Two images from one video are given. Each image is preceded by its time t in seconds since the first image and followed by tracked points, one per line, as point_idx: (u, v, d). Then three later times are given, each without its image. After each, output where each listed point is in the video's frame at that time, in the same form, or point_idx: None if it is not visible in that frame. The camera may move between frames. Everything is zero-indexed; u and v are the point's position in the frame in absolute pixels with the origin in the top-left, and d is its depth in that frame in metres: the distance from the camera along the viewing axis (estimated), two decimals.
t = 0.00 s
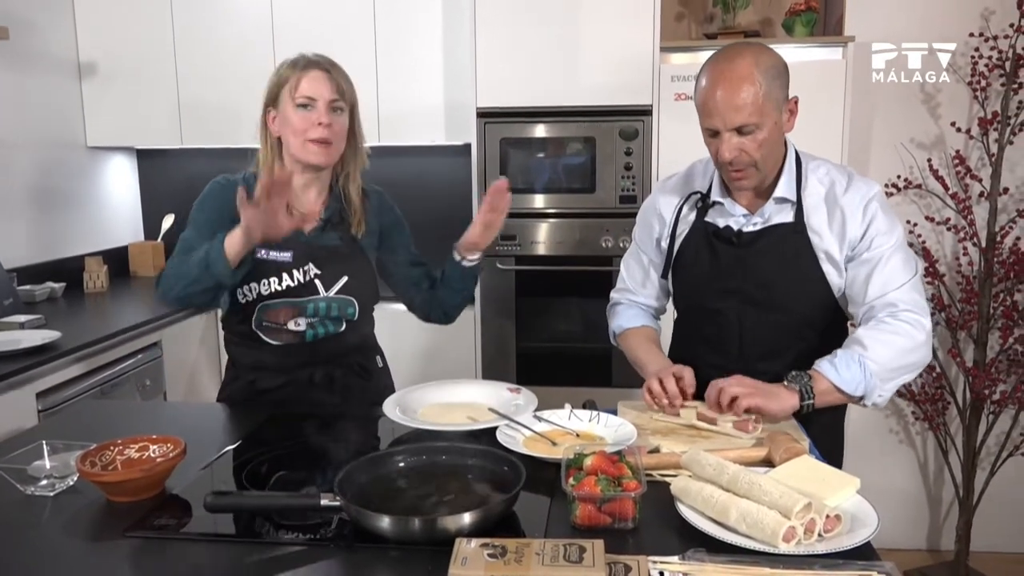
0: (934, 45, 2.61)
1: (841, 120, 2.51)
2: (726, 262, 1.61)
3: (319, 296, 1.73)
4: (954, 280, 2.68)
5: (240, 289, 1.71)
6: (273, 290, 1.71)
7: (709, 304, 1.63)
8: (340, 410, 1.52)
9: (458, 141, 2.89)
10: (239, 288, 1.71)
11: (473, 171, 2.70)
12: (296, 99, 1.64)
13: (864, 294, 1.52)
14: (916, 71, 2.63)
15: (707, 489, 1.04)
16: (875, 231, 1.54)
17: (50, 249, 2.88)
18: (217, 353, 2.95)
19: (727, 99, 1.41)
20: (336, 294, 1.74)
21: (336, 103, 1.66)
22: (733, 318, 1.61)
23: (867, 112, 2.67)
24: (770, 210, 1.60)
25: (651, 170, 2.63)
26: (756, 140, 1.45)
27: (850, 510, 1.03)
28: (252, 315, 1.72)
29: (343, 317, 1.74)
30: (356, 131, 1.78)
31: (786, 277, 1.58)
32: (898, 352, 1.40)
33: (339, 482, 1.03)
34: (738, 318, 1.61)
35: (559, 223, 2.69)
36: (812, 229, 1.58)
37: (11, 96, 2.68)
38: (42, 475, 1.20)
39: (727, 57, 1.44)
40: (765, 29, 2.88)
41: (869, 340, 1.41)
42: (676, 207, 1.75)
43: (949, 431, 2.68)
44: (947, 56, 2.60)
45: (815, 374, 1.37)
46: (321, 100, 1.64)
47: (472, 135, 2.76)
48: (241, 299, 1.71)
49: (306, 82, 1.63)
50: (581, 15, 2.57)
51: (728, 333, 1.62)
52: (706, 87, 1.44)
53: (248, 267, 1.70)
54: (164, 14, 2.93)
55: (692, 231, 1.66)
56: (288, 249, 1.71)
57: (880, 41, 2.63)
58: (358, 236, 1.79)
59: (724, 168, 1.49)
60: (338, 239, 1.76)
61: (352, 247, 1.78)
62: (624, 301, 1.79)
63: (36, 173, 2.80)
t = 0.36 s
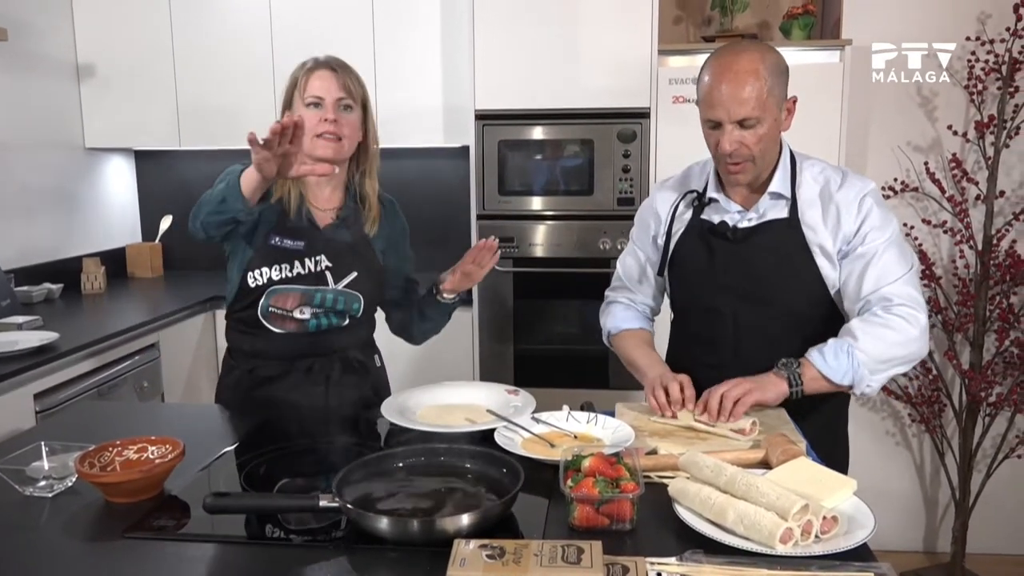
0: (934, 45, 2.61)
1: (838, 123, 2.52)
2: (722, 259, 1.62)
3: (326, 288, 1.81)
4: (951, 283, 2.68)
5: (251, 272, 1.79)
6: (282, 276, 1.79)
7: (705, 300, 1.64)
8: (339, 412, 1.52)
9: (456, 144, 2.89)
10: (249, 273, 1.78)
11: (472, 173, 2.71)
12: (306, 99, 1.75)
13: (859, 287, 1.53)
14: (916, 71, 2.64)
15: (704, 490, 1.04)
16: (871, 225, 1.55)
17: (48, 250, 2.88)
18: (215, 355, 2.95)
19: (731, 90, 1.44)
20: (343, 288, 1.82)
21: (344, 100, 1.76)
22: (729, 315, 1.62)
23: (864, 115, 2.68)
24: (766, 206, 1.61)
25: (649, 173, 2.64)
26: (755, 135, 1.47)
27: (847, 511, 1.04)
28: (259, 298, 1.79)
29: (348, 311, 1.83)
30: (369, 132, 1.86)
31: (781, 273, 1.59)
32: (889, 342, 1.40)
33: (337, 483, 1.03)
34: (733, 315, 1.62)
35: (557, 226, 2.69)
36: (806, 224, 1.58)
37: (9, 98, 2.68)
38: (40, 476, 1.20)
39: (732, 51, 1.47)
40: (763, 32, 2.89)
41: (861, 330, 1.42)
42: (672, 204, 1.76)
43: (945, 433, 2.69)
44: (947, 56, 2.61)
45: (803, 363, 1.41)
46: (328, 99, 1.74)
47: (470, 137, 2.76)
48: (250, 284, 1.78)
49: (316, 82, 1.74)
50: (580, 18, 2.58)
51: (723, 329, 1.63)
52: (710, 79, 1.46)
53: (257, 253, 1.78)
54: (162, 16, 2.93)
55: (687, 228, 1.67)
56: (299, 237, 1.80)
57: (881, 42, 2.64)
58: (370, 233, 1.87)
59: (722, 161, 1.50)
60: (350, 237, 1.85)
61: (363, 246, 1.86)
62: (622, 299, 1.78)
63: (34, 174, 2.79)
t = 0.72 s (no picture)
0: (934, 44, 2.62)
1: (832, 121, 2.53)
2: (720, 247, 1.64)
3: (318, 280, 1.84)
4: (944, 282, 2.70)
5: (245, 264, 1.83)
6: (275, 268, 1.83)
7: (701, 289, 1.67)
8: (333, 410, 1.52)
9: (451, 141, 2.89)
10: (241, 265, 1.83)
11: (467, 172, 2.71)
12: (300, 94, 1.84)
13: (848, 285, 1.55)
14: (916, 71, 2.65)
15: (698, 488, 1.05)
16: (863, 223, 1.56)
17: (41, 248, 2.87)
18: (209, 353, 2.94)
19: (754, 63, 1.55)
20: (335, 280, 1.85)
21: (336, 96, 1.85)
22: (725, 305, 1.64)
23: (858, 114, 2.69)
24: (764, 195, 1.63)
25: (644, 173, 2.64)
26: (763, 112, 1.56)
27: (840, 507, 1.05)
28: (252, 289, 1.83)
29: (339, 304, 1.86)
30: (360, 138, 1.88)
31: (780, 263, 1.60)
32: (875, 345, 1.41)
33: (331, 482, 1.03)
34: (729, 305, 1.64)
35: (552, 224, 2.70)
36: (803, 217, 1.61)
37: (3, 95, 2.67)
38: (33, 474, 1.20)
39: (765, 35, 1.59)
40: (757, 30, 2.89)
41: (846, 336, 1.43)
42: (673, 192, 1.78)
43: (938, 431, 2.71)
44: (947, 56, 2.62)
45: (793, 371, 1.39)
46: (322, 93, 1.84)
47: (465, 135, 2.76)
48: (243, 275, 1.83)
49: (309, 78, 1.84)
50: (576, 16, 2.58)
51: (719, 319, 1.65)
52: (737, 51, 1.58)
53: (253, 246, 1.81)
54: (157, 13, 2.92)
55: (686, 217, 1.70)
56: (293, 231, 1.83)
57: (881, 42, 2.64)
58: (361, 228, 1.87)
59: (726, 131, 1.59)
60: (342, 231, 1.86)
61: (355, 239, 1.87)
62: (614, 290, 1.76)
63: (27, 172, 2.79)
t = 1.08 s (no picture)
0: (934, 44, 2.63)
1: (828, 122, 2.53)
2: (722, 240, 1.65)
3: (309, 276, 2.03)
4: (941, 283, 2.70)
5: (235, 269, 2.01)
6: (267, 269, 2.00)
7: (702, 283, 1.67)
8: (331, 411, 1.52)
9: (449, 142, 2.89)
10: (234, 269, 2.01)
11: (464, 172, 2.71)
12: (269, 90, 2.08)
13: (851, 286, 1.55)
14: (916, 71, 2.65)
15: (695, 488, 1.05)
16: (867, 226, 1.57)
17: (39, 249, 2.87)
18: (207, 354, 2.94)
19: (790, 47, 1.62)
20: (325, 275, 2.04)
21: (304, 90, 2.10)
22: (725, 301, 1.65)
23: (855, 114, 2.70)
24: (771, 188, 1.66)
25: (641, 173, 2.65)
26: (795, 93, 1.60)
27: (837, 507, 1.05)
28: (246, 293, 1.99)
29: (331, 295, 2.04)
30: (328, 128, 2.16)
31: (781, 259, 1.61)
32: (879, 345, 1.41)
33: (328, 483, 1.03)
34: (729, 302, 1.65)
35: (550, 225, 2.70)
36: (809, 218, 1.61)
37: None
38: (31, 476, 1.20)
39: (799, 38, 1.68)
40: (754, 32, 2.90)
41: (851, 334, 1.42)
42: (680, 186, 1.79)
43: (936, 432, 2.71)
44: (947, 55, 2.62)
45: (800, 370, 1.37)
46: (289, 87, 2.08)
47: (463, 136, 2.76)
48: (236, 279, 2.01)
49: (276, 75, 2.09)
50: (573, 16, 2.58)
51: (719, 315, 1.66)
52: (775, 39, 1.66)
53: (240, 248, 2.00)
54: (154, 13, 2.92)
55: (691, 213, 1.71)
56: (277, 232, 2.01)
57: (881, 42, 2.65)
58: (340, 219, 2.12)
59: (756, 102, 1.61)
60: (321, 222, 2.07)
61: (335, 230, 2.09)
62: (618, 282, 1.77)
63: (24, 173, 2.78)
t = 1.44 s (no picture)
0: (934, 44, 2.63)
1: (825, 123, 2.53)
2: (716, 240, 1.67)
3: (308, 288, 2.81)
4: (937, 284, 2.71)
5: (241, 282, 2.78)
6: (271, 280, 2.77)
7: (695, 283, 1.69)
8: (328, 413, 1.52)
9: (446, 143, 2.89)
10: (239, 280, 2.77)
11: (462, 174, 2.71)
12: (267, 99, 2.85)
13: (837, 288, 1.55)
14: (916, 71, 2.65)
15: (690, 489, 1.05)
16: (854, 228, 1.57)
17: (35, 249, 2.86)
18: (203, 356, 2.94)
19: (789, 55, 1.61)
20: (323, 285, 2.82)
21: (300, 100, 2.84)
22: (718, 301, 1.67)
23: (851, 115, 2.70)
24: (765, 191, 1.67)
25: (639, 174, 2.65)
26: (794, 102, 1.59)
27: (834, 510, 1.05)
28: (253, 304, 2.75)
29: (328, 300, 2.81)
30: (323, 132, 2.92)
31: (773, 260, 1.63)
32: (862, 346, 1.41)
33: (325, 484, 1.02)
34: (723, 302, 1.67)
35: (547, 226, 2.70)
36: (800, 220, 1.62)
37: None
38: (27, 478, 1.20)
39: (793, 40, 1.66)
40: (751, 34, 2.91)
41: (835, 335, 1.42)
42: (675, 185, 1.78)
43: (932, 433, 2.72)
44: (947, 55, 2.62)
45: (788, 373, 1.36)
46: (286, 97, 2.84)
47: (460, 137, 2.77)
48: (241, 290, 2.77)
49: (274, 84, 2.85)
50: (569, 17, 2.59)
51: (711, 315, 1.68)
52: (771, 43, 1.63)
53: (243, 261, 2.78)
54: (151, 14, 2.92)
55: (685, 214, 1.72)
56: (281, 245, 2.78)
57: (881, 42, 2.65)
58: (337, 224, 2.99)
59: (754, 113, 1.61)
60: (316, 230, 2.85)
61: (332, 241, 2.90)
62: (616, 284, 1.74)
63: (21, 173, 2.78)
